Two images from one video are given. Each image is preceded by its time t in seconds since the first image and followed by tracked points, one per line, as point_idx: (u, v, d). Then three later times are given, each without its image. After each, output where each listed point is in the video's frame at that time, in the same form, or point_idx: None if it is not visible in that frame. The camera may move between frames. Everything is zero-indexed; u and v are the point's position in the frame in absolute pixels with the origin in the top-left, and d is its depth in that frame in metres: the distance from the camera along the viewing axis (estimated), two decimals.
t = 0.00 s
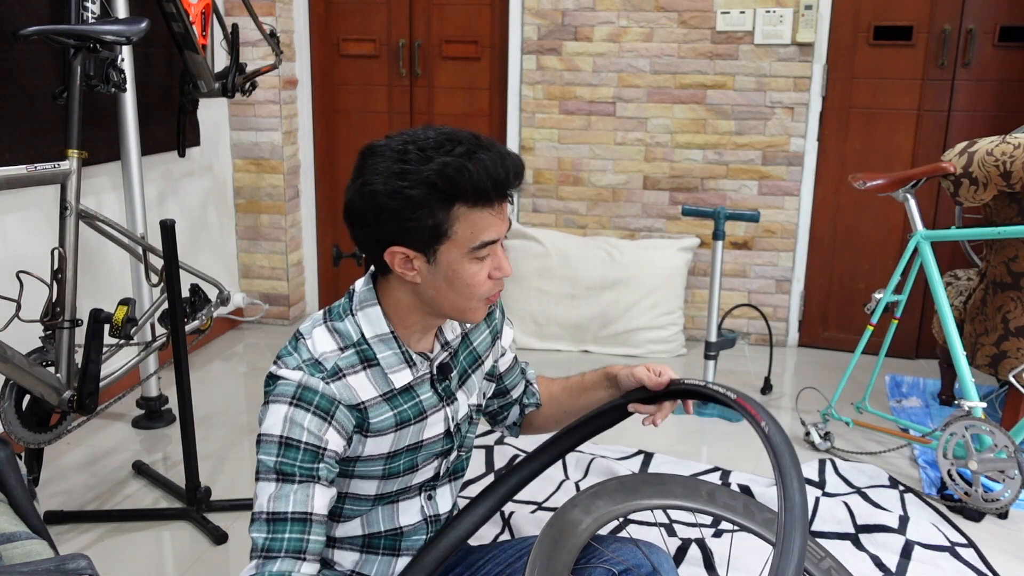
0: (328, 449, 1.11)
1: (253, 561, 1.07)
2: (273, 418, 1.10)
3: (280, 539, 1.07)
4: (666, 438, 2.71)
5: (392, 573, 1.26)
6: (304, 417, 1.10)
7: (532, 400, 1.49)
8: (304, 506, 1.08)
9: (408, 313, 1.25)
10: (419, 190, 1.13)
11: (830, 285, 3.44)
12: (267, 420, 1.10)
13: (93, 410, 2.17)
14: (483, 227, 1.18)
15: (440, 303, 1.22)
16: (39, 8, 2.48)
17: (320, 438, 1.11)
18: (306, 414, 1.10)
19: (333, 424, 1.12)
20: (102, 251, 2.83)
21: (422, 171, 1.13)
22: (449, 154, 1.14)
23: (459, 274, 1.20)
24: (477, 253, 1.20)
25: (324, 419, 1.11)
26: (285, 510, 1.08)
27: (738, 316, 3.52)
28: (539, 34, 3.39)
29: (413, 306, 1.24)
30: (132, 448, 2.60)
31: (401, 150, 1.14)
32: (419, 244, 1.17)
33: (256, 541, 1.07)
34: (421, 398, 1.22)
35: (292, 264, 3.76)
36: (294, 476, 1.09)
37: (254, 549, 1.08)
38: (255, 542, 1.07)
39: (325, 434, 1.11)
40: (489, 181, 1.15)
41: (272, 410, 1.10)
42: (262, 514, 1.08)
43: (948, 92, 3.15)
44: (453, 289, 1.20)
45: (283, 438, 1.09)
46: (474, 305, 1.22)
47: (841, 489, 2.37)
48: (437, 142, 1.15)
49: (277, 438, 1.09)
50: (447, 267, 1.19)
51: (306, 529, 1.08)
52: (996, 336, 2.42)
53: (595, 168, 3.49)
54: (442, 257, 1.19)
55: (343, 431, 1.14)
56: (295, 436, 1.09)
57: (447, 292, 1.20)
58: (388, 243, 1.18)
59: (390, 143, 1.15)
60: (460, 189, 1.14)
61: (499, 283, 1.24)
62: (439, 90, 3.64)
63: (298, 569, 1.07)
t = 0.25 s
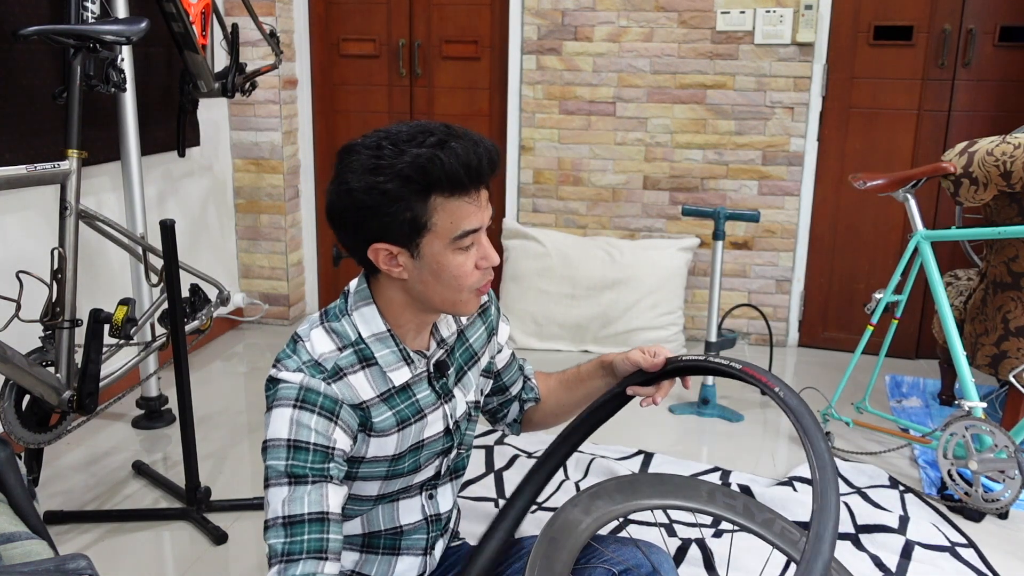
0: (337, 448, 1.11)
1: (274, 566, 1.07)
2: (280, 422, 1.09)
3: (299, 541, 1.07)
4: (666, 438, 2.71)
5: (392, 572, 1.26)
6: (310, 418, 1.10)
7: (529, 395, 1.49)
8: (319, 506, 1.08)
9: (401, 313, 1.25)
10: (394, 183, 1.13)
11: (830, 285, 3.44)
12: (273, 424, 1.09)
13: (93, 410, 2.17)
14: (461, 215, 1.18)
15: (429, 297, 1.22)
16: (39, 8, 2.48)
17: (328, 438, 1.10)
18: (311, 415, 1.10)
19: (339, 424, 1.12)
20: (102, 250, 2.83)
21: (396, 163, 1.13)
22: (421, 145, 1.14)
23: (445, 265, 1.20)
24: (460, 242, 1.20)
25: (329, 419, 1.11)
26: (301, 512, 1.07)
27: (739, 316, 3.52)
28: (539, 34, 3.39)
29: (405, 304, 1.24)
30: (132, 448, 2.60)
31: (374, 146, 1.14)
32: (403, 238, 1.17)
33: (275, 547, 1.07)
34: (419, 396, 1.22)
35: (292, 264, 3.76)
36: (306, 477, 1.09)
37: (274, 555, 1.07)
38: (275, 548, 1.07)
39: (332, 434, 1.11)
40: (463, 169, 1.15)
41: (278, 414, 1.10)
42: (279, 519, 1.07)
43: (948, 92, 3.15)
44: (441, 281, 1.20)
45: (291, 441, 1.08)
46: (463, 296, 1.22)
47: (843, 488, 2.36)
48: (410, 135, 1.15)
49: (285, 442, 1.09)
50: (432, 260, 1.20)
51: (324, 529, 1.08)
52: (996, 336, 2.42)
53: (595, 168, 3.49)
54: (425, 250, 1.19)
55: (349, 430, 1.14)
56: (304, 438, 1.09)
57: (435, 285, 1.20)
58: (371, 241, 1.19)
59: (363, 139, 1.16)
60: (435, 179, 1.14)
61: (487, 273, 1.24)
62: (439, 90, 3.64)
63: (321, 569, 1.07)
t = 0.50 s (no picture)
0: (338, 451, 1.11)
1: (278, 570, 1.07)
2: (280, 426, 1.09)
3: (302, 545, 1.07)
4: (666, 438, 2.71)
5: (392, 572, 1.26)
6: (310, 422, 1.10)
7: (528, 392, 1.49)
8: (321, 510, 1.08)
9: (399, 313, 1.25)
10: (386, 183, 1.13)
11: (830, 284, 3.44)
12: (273, 429, 1.09)
13: (93, 410, 2.17)
14: (454, 213, 1.18)
15: (426, 296, 1.22)
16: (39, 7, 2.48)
17: (328, 441, 1.10)
18: (311, 419, 1.10)
19: (339, 427, 1.12)
20: (102, 250, 2.83)
21: (387, 164, 1.13)
22: (412, 144, 1.14)
23: (440, 264, 1.20)
24: (454, 241, 1.20)
25: (330, 423, 1.11)
26: (302, 516, 1.07)
27: (739, 316, 3.52)
28: (539, 34, 3.39)
29: (402, 304, 1.25)
30: (132, 448, 2.60)
31: (366, 147, 1.14)
32: (397, 238, 1.18)
33: (277, 552, 1.07)
34: (418, 397, 1.22)
35: (292, 264, 3.76)
36: (307, 482, 1.09)
37: (277, 560, 1.08)
38: (278, 552, 1.07)
39: (333, 437, 1.11)
40: (454, 167, 1.15)
41: (277, 418, 1.10)
42: (280, 524, 1.08)
43: (948, 92, 3.15)
44: (437, 280, 1.20)
45: (291, 446, 1.08)
46: (460, 294, 1.22)
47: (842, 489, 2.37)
48: (400, 135, 1.15)
49: (285, 446, 1.09)
50: (427, 259, 1.20)
51: (326, 533, 1.08)
52: (996, 336, 2.42)
53: (595, 168, 3.49)
54: (420, 250, 1.19)
55: (350, 433, 1.14)
56: (304, 442, 1.09)
57: (431, 284, 1.20)
58: (367, 242, 1.19)
59: (355, 141, 1.16)
60: (426, 177, 1.14)
61: (483, 271, 1.24)
62: (439, 90, 3.64)
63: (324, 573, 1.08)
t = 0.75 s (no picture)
0: (334, 453, 1.11)
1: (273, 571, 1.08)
2: (275, 427, 1.09)
3: (296, 547, 1.07)
4: (666, 438, 2.71)
5: (391, 572, 1.26)
6: (306, 423, 1.09)
7: (530, 390, 1.49)
8: (316, 511, 1.08)
9: (395, 315, 1.25)
10: (377, 185, 1.13)
11: (830, 284, 3.44)
12: (269, 429, 1.09)
13: (93, 410, 2.17)
14: (443, 215, 1.18)
15: (419, 298, 1.21)
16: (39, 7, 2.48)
17: (324, 443, 1.10)
18: (307, 420, 1.10)
19: (335, 428, 1.12)
20: (102, 251, 2.83)
21: (379, 165, 1.13)
22: (402, 146, 1.14)
23: (432, 266, 1.19)
24: (446, 243, 1.19)
25: (326, 424, 1.11)
26: (297, 518, 1.08)
27: (739, 316, 3.52)
28: (539, 34, 3.39)
29: (398, 305, 1.25)
30: (132, 448, 2.60)
31: (360, 147, 1.15)
32: (387, 239, 1.18)
33: (272, 553, 1.08)
34: (416, 398, 1.22)
35: (292, 264, 3.76)
36: (302, 483, 1.09)
37: (272, 560, 1.08)
38: (273, 553, 1.08)
39: (329, 439, 1.11)
40: (444, 169, 1.15)
41: (273, 419, 1.10)
42: (275, 524, 1.08)
43: (948, 92, 3.15)
44: (429, 281, 1.20)
45: (287, 447, 1.08)
46: (452, 297, 1.21)
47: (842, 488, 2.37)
48: (395, 136, 1.15)
49: (281, 447, 1.09)
50: (419, 261, 1.19)
51: (321, 535, 1.08)
52: (996, 336, 2.42)
53: (595, 168, 3.49)
54: (412, 252, 1.19)
55: (346, 434, 1.14)
56: (300, 443, 1.09)
57: (423, 286, 1.20)
58: (359, 242, 1.20)
59: (351, 141, 1.16)
60: (416, 180, 1.14)
61: (477, 274, 1.23)
62: (439, 90, 3.64)
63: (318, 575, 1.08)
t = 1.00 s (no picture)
0: (337, 449, 1.11)
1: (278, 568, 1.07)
2: (279, 422, 1.09)
3: (300, 543, 1.07)
4: (666, 438, 2.71)
5: (391, 567, 1.26)
6: (309, 418, 1.09)
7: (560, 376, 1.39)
8: (320, 508, 1.08)
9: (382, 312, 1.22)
10: (331, 174, 1.14)
11: (830, 285, 3.44)
12: (272, 426, 1.09)
13: (93, 410, 2.17)
14: (384, 214, 1.12)
15: (379, 295, 1.18)
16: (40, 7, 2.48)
17: (328, 438, 1.10)
18: (311, 415, 1.10)
19: (338, 423, 1.12)
20: (102, 250, 2.83)
21: (337, 153, 1.13)
22: (368, 139, 1.12)
23: (375, 265, 1.15)
24: (388, 243, 1.13)
25: (329, 419, 1.11)
26: (302, 514, 1.07)
27: (739, 316, 3.52)
28: (539, 34, 3.39)
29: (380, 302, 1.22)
30: (132, 448, 2.60)
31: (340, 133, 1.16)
32: (348, 228, 1.17)
33: (276, 548, 1.07)
34: (414, 395, 1.22)
35: (292, 264, 3.76)
36: (307, 478, 1.09)
37: (276, 556, 1.08)
38: (277, 548, 1.07)
39: (332, 434, 1.11)
40: (376, 171, 1.10)
41: (277, 414, 1.09)
42: (279, 520, 1.07)
43: (948, 92, 3.15)
44: (374, 279, 1.16)
45: (291, 442, 1.08)
46: (396, 301, 1.15)
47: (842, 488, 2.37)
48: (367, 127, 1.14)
49: (285, 443, 1.08)
50: (367, 257, 1.16)
51: (325, 531, 1.08)
52: (996, 336, 2.42)
53: (595, 168, 3.49)
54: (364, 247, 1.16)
55: (349, 430, 1.14)
56: (304, 439, 1.08)
57: (372, 283, 1.16)
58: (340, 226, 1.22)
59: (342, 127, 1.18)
60: (357, 177, 1.11)
61: (427, 282, 1.13)
62: (439, 90, 3.64)
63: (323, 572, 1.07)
